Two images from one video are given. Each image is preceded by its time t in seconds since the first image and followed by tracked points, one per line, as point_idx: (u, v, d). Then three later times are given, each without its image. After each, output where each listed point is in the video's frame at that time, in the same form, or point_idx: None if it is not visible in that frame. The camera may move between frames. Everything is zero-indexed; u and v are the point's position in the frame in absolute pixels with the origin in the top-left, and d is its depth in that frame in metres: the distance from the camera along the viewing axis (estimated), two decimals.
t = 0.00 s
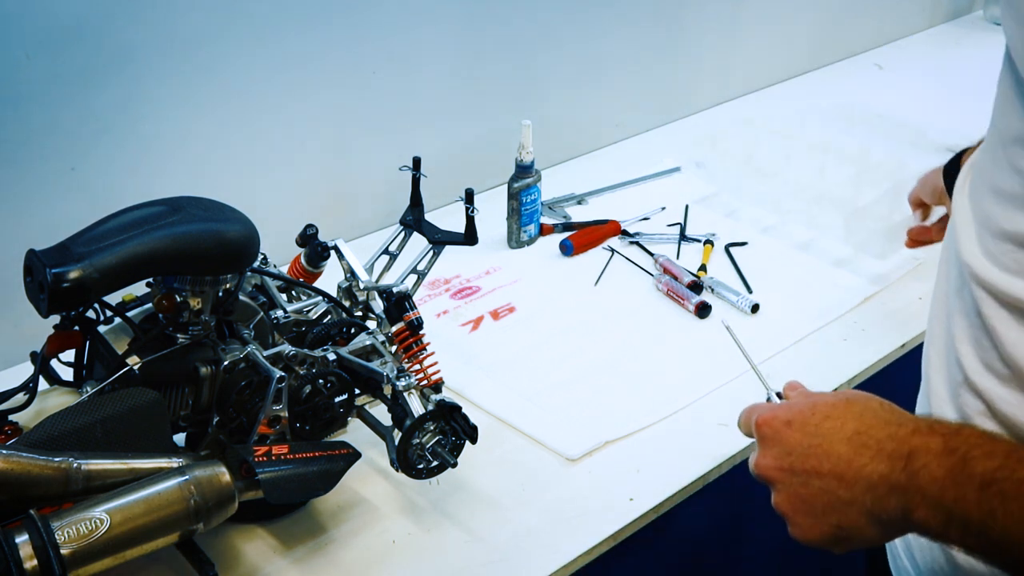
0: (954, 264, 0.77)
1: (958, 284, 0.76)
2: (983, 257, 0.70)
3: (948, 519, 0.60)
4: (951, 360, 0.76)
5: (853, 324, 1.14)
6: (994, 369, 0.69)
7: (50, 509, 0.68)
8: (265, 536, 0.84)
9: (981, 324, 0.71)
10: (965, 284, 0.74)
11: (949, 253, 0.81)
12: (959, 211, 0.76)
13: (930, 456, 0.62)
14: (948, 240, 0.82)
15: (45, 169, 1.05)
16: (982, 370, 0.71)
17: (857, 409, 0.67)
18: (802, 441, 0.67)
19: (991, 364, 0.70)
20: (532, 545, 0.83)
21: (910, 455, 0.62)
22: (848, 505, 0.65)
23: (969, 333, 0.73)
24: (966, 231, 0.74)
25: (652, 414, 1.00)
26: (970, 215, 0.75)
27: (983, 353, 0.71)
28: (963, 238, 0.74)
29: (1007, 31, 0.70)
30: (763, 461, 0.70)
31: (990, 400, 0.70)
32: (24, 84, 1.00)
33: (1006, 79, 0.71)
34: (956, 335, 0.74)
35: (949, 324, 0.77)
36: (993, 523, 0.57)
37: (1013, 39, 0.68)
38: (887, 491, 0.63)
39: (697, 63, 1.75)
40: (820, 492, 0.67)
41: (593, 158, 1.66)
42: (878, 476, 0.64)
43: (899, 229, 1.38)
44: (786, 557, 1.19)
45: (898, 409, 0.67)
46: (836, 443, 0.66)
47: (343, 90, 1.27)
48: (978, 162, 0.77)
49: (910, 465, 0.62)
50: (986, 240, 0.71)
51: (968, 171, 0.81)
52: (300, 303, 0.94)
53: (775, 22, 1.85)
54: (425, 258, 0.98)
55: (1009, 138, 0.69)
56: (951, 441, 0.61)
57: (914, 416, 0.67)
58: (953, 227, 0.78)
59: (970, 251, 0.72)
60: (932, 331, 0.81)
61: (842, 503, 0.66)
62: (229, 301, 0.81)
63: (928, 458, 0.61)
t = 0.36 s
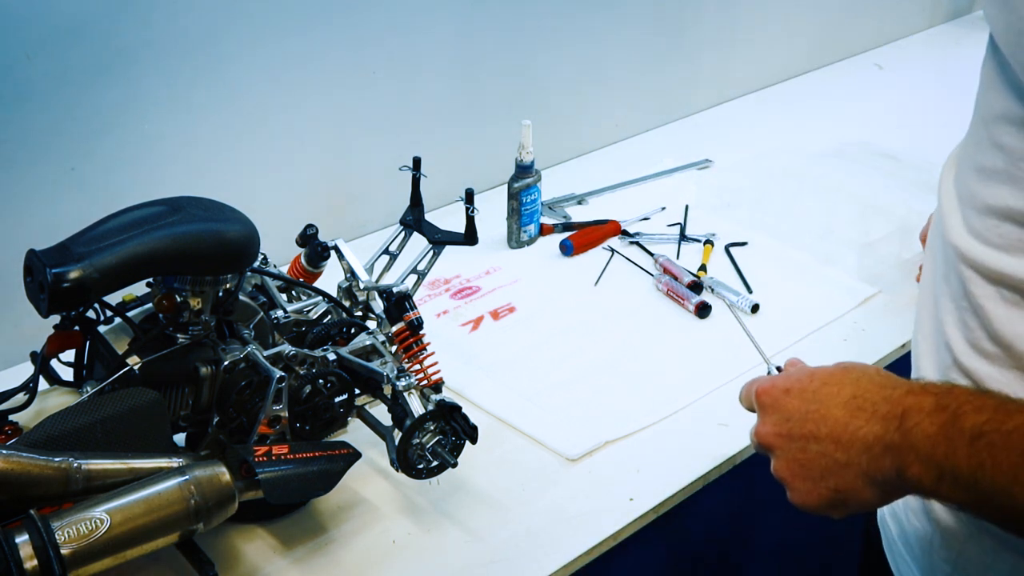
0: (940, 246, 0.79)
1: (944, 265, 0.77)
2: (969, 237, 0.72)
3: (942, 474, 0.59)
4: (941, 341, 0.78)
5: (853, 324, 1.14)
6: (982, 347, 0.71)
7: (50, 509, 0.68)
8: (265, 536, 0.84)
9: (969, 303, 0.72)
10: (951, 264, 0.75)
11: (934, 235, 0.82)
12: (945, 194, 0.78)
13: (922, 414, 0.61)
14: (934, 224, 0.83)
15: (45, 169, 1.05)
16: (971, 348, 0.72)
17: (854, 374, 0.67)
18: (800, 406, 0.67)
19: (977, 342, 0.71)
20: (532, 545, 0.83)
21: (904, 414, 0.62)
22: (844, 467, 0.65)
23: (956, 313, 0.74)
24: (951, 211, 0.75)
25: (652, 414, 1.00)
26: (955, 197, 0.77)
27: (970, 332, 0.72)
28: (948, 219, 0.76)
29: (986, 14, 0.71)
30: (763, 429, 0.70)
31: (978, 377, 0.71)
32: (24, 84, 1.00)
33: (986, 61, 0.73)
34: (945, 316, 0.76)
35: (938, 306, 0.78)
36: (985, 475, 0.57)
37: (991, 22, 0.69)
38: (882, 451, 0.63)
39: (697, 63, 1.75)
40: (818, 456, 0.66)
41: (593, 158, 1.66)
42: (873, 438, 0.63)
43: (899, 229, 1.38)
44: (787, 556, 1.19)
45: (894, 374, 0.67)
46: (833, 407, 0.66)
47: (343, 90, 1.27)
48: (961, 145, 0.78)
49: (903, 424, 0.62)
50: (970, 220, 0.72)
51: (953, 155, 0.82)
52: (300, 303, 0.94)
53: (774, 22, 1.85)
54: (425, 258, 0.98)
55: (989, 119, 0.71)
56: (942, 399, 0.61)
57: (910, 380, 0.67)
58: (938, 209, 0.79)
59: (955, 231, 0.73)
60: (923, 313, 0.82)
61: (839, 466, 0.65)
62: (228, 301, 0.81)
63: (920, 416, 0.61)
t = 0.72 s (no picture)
0: (937, 237, 0.79)
1: (939, 256, 0.78)
2: (963, 228, 0.73)
3: (933, 462, 0.60)
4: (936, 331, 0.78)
5: (853, 324, 1.14)
6: (974, 336, 0.72)
7: (50, 509, 0.68)
8: (265, 536, 0.84)
9: (962, 293, 0.73)
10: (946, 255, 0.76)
11: (932, 229, 0.83)
12: (943, 186, 0.79)
13: (914, 404, 0.62)
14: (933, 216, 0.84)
15: (45, 169, 1.05)
16: (963, 338, 0.73)
17: (850, 364, 0.67)
18: (797, 395, 0.67)
19: (970, 331, 0.72)
20: (531, 545, 0.83)
21: (895, 403, 0.62)
22: (839, 455, 0.65)
23: (949, 304, 0.75)
24: (947, 204, 0.76)
25: (651, 415, 1.00)
26: (952, 189, 0.77)
27: (962, 321, 0.73)
28: (944, 211, 0.76)
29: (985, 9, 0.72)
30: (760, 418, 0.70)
31: (970, 366, 0.72)
32: (23, 85, 1.00)
33: (983, 56, 0.74)
34: (939, 306, 0.77)
35: (933, 296, 0.79)
36: (973, 464, 0.57)
37: (989, 16, 0.70)
38: (875, 439, 0.63)
39: (697, 63, 1.75)
40: (813, 444, 0.66)
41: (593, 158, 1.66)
42: (866, 426, 0.63)
43: (898, 229, 1.38)
44: (788, 556, 1.19)
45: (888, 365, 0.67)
46: (828, 396, 0.66)
47: (344, 90, 1.27)
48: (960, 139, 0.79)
49: (896, 413, 0.62)
50: (965, 212, 0.73)
51: (952, 149, 0.83)
52: (301, 303, 0.94)
53: (774, 22, 1.85)
54: (425, 258, 0.98)
55: (985, 113, 0.72)
56: (933, 388, 0.61)
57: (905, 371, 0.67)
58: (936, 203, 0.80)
59: (950, 223, 0.74)
60: (921, 305, 0.83)
61: (834, 454, 0.65)
62: (228, 301, 0.81)
63: (911, 405, 0.62)
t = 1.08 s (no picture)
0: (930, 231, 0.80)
1: (932, 250, 0.78)
2: (955, 222, 0.73)
3: (921, 457, 0.60)
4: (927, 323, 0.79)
5: (853, 325, 1.14)
6: (965, 330, 0.72)
7: (50, 509, 0.68)
8: (265, 536, 0.84)
9: (953, 287, 0.73)
10: (938, 249, 0.76)
11: (926, 223, 0.83)
12: (936, 181, 0.79)
13: (903, 399, 0.62)
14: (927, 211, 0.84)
15: (45, 169, 1.05)
16: (954, 331, 0.73)
17: (841, 359, 0.67)
18: (788, 389, 0.67)
19: (961, 325, 0.72)
20: (531, 545, 0.83)
21: (884, 398, 0.62)
22: (829, 448, 0.65)
23: (940, 297, 0.75)
24: (940, 199, 0.76)
25: (651, 416, 1.00)
26: (945, 184, 0.77)
27: (953, 315, 0.73)
28: (937, 206, 0.77)
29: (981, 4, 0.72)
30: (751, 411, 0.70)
31: (961, 360, 0.72)
32: (23, 85, 1.00)
33: (979, 52, 0.74)
34: (931, 300, 0.77)
35: (925, 290, 0.79)
36: (960, 459, 0.57)
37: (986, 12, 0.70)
38: (864, 433, 0.63)
39: (697, 63, 1.75)
40: (803, 437, 0.66)
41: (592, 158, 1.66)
42: (856, 420, 0.63)
43: (898, 229, 1.38)
44: (788, 556, 1.19)
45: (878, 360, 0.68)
46: (819, 389, 0.66)
47: (344, 90, 1.27)
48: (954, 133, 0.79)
49: (885, 407, 0.62)
50: (958, 206, 0.73)
51: (946, 144, 0.83)
52: (301, 303, 0.94)
53: (774, 23, 1.85)
54: (425, 258, 0.98)
55: (979, 108, 0.72)
56: (922, 384, 0.62)
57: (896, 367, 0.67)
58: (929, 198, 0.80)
59: (943, 218, 0.75)
60: (914, 299, 0.83)
61: (824, 447, 0.65)
62: (228, 301, 0.81)
63: (901, 400, 0.62)
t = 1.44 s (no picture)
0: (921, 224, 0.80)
1: (923, 243, 0.78)
2: (943, 214, 0.73)
3: (905, 447, 0.60)
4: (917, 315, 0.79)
5: (852, 325, 1.14)
6: (951, 321, 0.72)
7: (50, 509, 0.68)
8: (265, 536, 0.84)
9: (941, 279, 0.73)
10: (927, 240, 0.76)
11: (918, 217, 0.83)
12: (927, 174, 0.79)
13: (887, 389, 0.62)
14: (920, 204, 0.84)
15: (45, 169, 1.05)
16: (941, 322, 0.73)
17: (829, 349, 0.67)
18: (777, 378, 0.67)
19: (948, 317, 0.72)
20: (531, 545, 0.83)
21: (870, 388, 0.62)
22: (816, 437, 0.65)
23: (928, 289, 0.75)
24: (930, 191, 0.77)
25: (651, 416, 1.00)
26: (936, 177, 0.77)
27: (941, 306, 0.73)
28: (926, 199, 0.77)
29: None
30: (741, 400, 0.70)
31: (947, 352, 0.72)
32: (23, 85, 1.00)
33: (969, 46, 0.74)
34: (920, 292, 0.77)
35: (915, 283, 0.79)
36: (942, 449, 0.57)
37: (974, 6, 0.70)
38: (850, 423, 0.63)
39: (697, 63, 1.75)
40: (792, 425, 0.66)
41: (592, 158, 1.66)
42: (843, 410, 0.63)
43: (898, 229, 1.37)
44: (788, 555, 1.19)
45: (866, 350, 0.68)
46: (807, 379, 0.66)
47: (344, 90, 1.27)
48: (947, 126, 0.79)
49: (871, 397, 0.62)
50: (946, 199, 0.74)
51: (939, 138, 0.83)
52: (300, 303, 0.94)
53: (774, 22, 1.85)
54: (425, 258, 0.98)
55: (967, 102, 0.72)
56: (907, 375, 0.62)
57: (884, 357, 0.67)
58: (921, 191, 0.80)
59: (931, 210, 0.75)
60: (905, 291, 0.83)
61: (811, 436, 0.65)
62: (228, 301, 0.81)
63: (885, 391, 0.62)
